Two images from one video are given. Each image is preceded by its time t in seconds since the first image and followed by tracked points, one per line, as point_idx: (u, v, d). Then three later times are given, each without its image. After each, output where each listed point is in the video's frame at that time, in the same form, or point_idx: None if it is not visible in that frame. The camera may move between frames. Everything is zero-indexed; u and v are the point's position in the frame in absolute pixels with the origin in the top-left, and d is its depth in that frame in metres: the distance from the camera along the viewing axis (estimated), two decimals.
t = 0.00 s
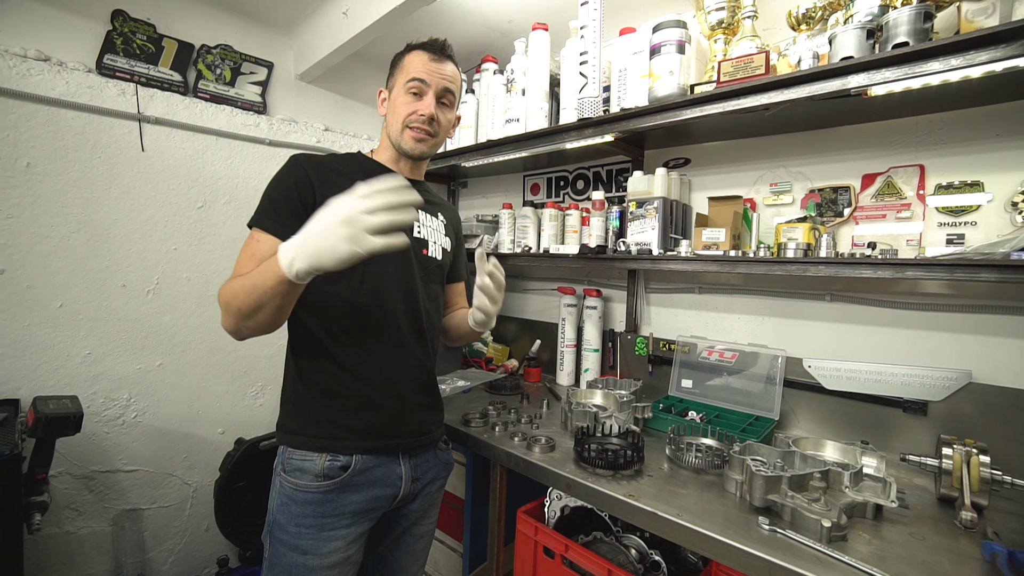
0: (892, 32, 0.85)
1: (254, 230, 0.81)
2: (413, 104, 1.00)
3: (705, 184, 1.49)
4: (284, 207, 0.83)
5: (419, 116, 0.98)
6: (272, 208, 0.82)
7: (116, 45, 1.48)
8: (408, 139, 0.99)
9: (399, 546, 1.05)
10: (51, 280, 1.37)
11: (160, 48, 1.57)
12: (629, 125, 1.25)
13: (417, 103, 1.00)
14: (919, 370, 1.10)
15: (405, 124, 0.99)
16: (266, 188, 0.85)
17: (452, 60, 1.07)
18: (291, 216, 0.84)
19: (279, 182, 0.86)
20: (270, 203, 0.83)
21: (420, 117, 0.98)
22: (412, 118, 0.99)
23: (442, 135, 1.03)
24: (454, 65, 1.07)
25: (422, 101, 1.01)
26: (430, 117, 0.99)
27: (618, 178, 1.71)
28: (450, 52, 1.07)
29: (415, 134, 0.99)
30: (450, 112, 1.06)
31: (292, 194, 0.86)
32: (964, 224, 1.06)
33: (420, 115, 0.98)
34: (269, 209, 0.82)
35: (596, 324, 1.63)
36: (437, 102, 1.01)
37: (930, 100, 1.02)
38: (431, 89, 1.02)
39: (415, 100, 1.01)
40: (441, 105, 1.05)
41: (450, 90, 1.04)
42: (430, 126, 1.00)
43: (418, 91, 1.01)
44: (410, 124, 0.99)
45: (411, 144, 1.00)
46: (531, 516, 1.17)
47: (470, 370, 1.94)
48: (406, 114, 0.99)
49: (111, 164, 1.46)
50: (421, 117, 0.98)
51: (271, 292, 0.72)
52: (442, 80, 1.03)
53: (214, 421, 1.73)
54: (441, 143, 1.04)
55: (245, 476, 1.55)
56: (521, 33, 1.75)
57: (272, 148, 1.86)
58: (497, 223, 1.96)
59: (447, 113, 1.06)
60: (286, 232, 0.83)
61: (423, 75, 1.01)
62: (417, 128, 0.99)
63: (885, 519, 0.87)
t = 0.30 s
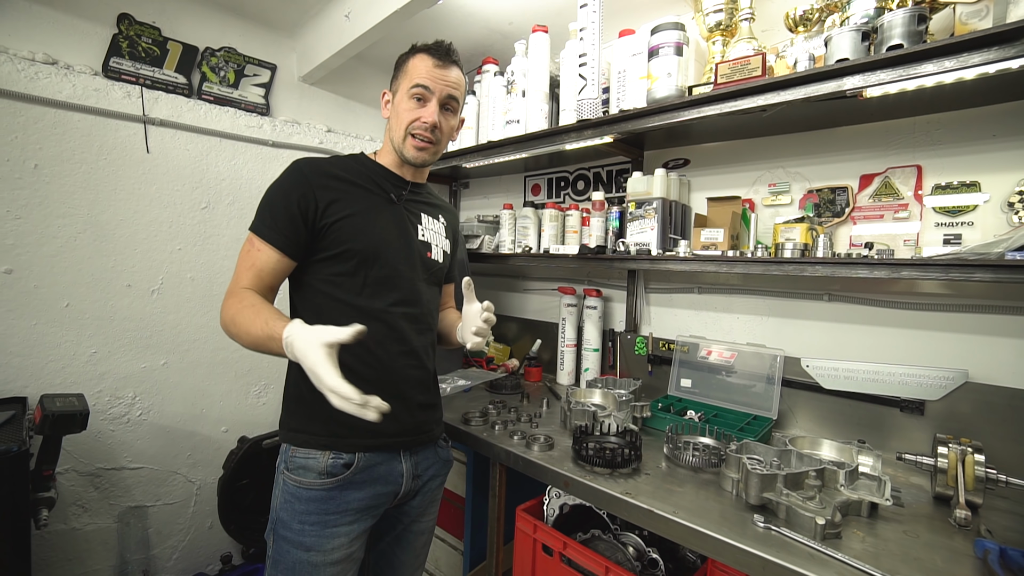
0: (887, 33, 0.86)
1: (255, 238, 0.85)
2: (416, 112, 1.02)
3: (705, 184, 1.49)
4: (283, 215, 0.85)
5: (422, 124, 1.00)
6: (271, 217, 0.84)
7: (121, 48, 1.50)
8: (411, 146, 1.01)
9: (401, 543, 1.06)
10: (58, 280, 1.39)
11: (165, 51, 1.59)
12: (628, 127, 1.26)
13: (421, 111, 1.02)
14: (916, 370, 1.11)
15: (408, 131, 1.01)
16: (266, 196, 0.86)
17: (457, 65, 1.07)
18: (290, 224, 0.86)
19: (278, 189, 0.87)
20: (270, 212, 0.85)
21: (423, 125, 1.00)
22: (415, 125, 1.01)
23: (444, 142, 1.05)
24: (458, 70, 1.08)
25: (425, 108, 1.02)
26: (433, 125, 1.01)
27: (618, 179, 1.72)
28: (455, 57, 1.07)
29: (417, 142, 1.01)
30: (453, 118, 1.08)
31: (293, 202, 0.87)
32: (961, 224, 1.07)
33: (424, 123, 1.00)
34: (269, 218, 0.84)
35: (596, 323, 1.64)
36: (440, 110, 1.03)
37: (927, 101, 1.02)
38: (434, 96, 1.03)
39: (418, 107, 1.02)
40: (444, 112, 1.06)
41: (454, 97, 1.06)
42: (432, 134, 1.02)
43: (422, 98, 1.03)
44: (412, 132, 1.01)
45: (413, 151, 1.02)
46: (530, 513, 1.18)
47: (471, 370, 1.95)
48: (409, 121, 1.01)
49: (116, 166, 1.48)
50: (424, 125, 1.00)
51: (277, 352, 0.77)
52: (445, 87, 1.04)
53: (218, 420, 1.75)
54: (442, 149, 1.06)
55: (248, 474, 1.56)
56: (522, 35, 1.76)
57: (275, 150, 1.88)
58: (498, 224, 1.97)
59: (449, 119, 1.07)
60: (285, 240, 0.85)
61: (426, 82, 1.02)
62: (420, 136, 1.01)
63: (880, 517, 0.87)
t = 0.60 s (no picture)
0: (882, 35, 0.86)
1: (254, 237, 0.85)
2: (405, 112, 1.01)
3: (703, 185, 1.50)
4: (282, 216, 0.86)
5: (410, 125, 1.00)
6: (270, 216, 0.85)
7: (125, 50, 1.52)
8: (402, 147, 1.02)
9: (398, 539, 1.07)
10: (63, 280, 1.41)
11: (168, 53, 1.61)
12: (625, 128, 1.27)
13: (408, 110, 1.01)
14: (912, 369, 1.11)
15: (397, 132, 1.01)
16: (264, 197, 0.88)
17: (443, 60, 1.05)
18: (289, 223, 0.87)
19: (276, 190, 0.88)
20: (269, 212, 0.86)
21: (411, 125, 1.00)
22: (403, 126, 1.01)
23: (435, 139, 1.05)
24: (445, 64, 1.06)
25: (412, 107, 1.02)
26: (421, 124, 1.00)
27: (618, 179, 1.73)
28: (440, 51, 1.05)
29: (408, 142, 1.01)
30: (443, 114, 1.07)
31: (290, 203, 0.88)
32: (958, 225, 1.07)
33: (411, 123, 1.00)
34: (268, 218, 0.85)
35: (595, 323, 1.65)
36: (428, 108, 1.02)
37: (923, 102, 1.03)
38: (421, 94, 1.02)
39: (406, 107, 1.02)
40: (433, 109, 1.05)
41: (441, 92, 1.04)
42: (421, 133, 1.01)
43: (408, 97, 1.02)
44: (402, 132, 1.01)
45: (405, 152, 1.02)
46: (528, 511, 1.19)
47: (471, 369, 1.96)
48: (398, 121, 1.01)
49: (120, 167, 1.49)
50: (412, 125, 1.00)
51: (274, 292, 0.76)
52: (432, 84, 1.03)
53: (220, 418, 1.77)
54: (435, 147, 1.06)
55: (250, 472, 1.58)
56: (521, 36, 1.77)
57: (277, 150, 1.90)
58: (498, 224, 1.98)
59: (439, 116, 1.06)
60: (285, 240, 0.86)
61: (412, 81, 1.01)
62: (409, 136, 1.01)
63: (874, 515, 0.88)
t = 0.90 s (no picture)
0: (878, 34, 0.86)
1: (253, 242, 0.87)
2: (402, 113, 1.02)
3: (703, 184, 1.50)
4: (279, 220, 0.87)
5: (408, 125, 1.01)
6: (267, 221, 0.87)
7: (128, 53, 1.54)
8: (400, 148, 1.03)
9: (397, 538, 1.08)
10: (67, 280, 1.42)
11: (170, 56, 1.62)
12: (623, 128, 1.27)
13: (406, 111, 1.02)
14: (912, 368, 1.11)
15: (395, 134, 1.02)
16: (261, 202, 0.89)
17: (439, 59, 1.06)
18: (286, 228, 0.88)
19: (273, 194, 0.89)
20: (266, 217, 0.87)
21: (409, 126, 1.01)
22: (402, 127, 1.02)
23: (433, 139, 1.06)
24: (442, 63, 1.06)
25: (410, 108, 1.03)
26: (419, 125, 1.01)
27: (617, 179, 1.73)
28: (435, 49, 1.06)
29: (406, 143, 1.02)
30: (440, 114, 1.08)
31: (286, 206, 0.89)
32: (956, 223, 1.07)
33: (409, 124, 1.01)
34: (265, 223, 0.87)
35: (595, 323, 1.65)
36: (425, 108, 1.03)
37: (921, 101, 1.03)
38: (418, 94, 1.03)
39: (403, 107, 1.03)
40: (431, 109, 1.06)
41: (438, 91, 1.05)
42: (419, 133, 1.02)
43: (406, 97, 1.03)
44: (400, 133, 1.02)
45: (404, 152, 1.03)
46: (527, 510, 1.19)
47: (472, 368, 1.96)
48: (396, 122, 1.02)
49: (123, 168, 1.51)
50: (410, 125, 1.01)
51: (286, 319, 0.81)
52: (428, 84, 1.03)
53: (222, 417, 1.78)
54: (433, 147, 1.07)
55: (252, 471, 1.59)
56: (521, 37, 1.78)
57: (278, 152, 1.91)
58: (498, 224, 1.98)
59: (437, 115, 1.07)
60: (281, 244, 0.87)
61: (408, 81, 1.02)
62: (408, 137, 1.02)
63: (871, 514, 0.88)
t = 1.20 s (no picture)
0: (878, 33, 0.86)
1: (254, 240, 0.87)
2: (402, 117, 1.03)
3: (704, 184, 1.50)
4: (280, 218, 0.88)
5: (408, 130, 1.02)
6: (268, 219, 0.87)
7: (131, 55, 1.55)
8: (398, 152, 1.03)
9: (397, 537, 1.08)
10: (71, 281, 1.43)
11: (173, 57, 1.63)
12: (624, 128, 1.27)
13: (405, 115, 1.03)
14: (913, 368, 1.11)
15: (394, 137, 1.02)
16: (262, 200, 0.89)
17: (440, 63, 1.06)
18: (287, 226, 0.88)
19: (274, 192, 0.90)
20: (267, 214, 0.87)
21: (408, 131, 1.02)
22: (401, 131, 1.02)
23: (431, 144, 1.07)
24: (442, 68, 1.07)
25: (410, 112, 1.03)
26: (418, 130, 1.02)
27: (618, 179, 1.73)
28: (436, 53, 1.06)
29: (405, 147, 1.03)
30: (439, 119, 1.08)
31: (287, 205, 0.89)
32: (958, 223, 1.06)
33: (409, 129, 1.01)
34: (266, 221, 0.87)
35: (596, 322, 1.65)
36: (424, 113, 1.04)
37: (922, 100, 1.02)
38: (417, 99, 1.03)
39: (402, 111, 1.03)
40: (430, 113, 1.07)
41: (438, 97, 1.06)
42: (418, 139, 1.03)
43: (406, 101, 1.03)
44: (399, 137, 1.02)
45: (402, 156, 1.04)
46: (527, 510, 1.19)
47: (473, 369, 1.97)
48: (395, 126, 1.02)
49: (126, 169, 1.52)
50: (409, 130, 1.01)
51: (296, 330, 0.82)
52: (429, 89, 1.04)
53: (225, 417, 1.79)
54: (431, 151, 1.08)
55: (254, 471, 1.60)
56: (521, 37, 1.78)
57: (280, 152, 1.92)
58: (499, 224, 1.99)
59: (436, 120, 1.08)
60: (283, 242, 0.88)
61: (408, 86, 1.02)
62: (407, 141, 1.02)
63: (872, 514, 0.88)
